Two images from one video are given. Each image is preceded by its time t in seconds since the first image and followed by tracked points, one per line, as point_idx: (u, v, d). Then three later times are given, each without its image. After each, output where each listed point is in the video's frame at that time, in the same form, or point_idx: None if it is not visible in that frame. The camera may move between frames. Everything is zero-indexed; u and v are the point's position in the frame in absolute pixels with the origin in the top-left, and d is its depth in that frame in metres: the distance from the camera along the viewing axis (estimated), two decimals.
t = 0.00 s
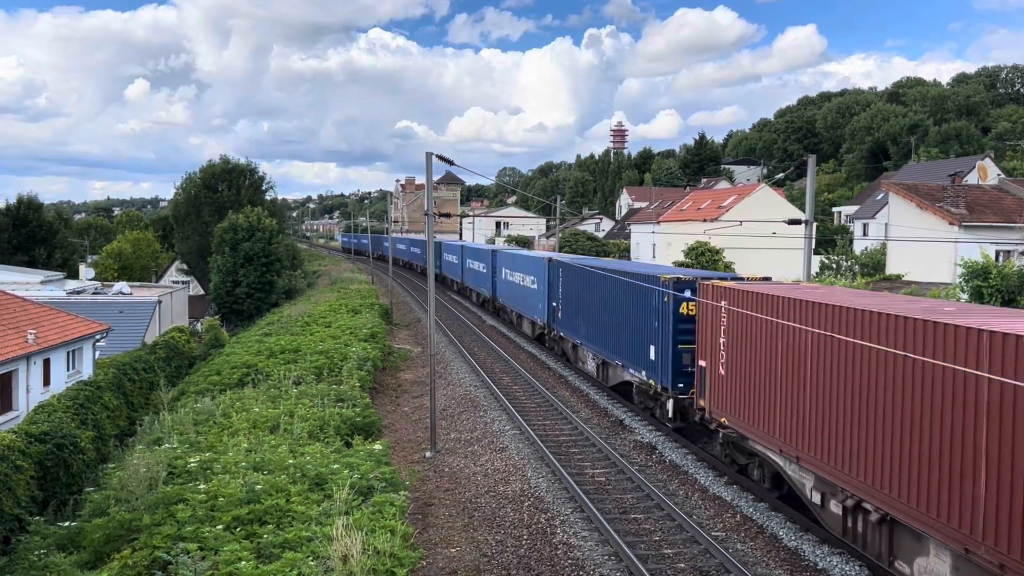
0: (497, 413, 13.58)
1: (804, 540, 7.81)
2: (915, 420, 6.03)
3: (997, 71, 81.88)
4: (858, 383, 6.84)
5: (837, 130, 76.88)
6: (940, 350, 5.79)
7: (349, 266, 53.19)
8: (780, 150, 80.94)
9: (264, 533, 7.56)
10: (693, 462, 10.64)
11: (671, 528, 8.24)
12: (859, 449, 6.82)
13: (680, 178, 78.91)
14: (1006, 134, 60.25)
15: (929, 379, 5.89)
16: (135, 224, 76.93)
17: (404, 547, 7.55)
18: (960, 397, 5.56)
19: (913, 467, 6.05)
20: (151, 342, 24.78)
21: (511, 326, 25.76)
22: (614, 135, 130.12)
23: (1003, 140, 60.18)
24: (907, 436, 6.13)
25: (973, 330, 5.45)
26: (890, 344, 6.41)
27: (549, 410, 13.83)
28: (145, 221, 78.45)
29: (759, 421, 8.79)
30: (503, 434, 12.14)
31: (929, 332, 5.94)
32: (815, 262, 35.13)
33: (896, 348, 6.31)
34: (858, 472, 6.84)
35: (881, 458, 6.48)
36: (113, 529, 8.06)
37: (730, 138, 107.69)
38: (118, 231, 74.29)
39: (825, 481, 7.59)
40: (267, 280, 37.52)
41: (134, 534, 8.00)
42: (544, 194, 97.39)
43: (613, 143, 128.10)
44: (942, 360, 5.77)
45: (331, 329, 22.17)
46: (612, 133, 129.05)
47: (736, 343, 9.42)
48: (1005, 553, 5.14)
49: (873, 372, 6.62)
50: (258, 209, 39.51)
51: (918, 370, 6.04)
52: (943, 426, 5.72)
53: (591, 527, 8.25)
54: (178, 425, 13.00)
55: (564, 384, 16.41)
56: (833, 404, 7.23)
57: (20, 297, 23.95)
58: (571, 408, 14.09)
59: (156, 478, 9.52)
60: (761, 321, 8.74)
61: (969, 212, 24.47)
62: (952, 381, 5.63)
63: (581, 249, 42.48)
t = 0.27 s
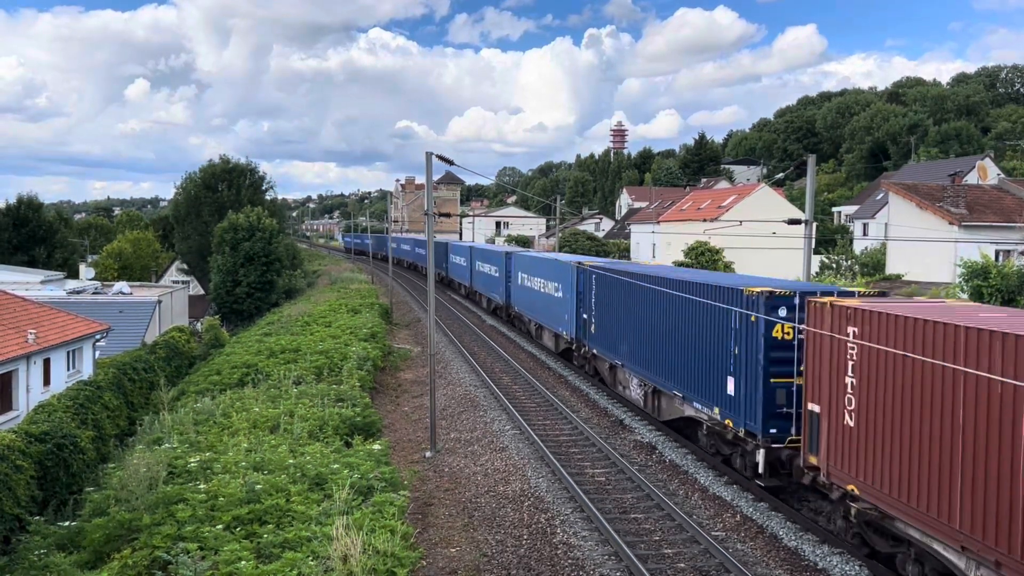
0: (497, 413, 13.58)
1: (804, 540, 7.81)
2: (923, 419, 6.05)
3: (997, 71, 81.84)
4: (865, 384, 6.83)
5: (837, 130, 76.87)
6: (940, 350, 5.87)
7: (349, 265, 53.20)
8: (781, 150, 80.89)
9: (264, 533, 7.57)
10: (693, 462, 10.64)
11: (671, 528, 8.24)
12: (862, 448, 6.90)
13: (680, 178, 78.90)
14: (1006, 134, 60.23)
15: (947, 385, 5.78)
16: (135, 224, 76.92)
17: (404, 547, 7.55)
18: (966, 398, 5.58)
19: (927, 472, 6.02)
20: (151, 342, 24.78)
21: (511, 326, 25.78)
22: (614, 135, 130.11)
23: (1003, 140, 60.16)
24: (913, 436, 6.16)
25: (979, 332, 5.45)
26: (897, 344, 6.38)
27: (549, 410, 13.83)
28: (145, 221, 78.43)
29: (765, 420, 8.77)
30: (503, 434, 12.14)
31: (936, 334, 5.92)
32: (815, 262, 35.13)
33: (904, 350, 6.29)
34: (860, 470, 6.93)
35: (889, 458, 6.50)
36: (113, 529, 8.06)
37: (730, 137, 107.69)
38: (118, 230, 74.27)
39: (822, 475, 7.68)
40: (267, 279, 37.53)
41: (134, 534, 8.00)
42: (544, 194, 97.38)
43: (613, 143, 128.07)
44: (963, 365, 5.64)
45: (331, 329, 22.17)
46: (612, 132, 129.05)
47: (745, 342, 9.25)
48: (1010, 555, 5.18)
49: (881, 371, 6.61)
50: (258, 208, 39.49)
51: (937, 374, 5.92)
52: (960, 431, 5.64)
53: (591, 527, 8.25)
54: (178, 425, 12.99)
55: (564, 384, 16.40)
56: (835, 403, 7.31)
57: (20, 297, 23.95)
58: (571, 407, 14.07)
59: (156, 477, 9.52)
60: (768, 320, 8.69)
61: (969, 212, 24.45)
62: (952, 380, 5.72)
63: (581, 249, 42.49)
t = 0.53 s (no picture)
0: (497, 412, 13.58)
1: (804, 540, 7.81)
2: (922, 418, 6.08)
3: (998, 71, 81.79)
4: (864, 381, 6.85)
5: (837, 130, 76.86)
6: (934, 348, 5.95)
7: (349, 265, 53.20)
8: (780, 150, 81.03)
9: (264, 533, 7.56)
10: (693, 462, 10.64)
11: (671, 527, 8.24)
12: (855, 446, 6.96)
13: (680, 178, 78.90)
14: (1006, 134, 60.20)
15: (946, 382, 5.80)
16: (135, 224, 76.90)
17: (404, 547, 7.55)
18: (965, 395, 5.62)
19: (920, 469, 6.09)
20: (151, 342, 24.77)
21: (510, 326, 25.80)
22: (614, 135, 130.09)
23: (1003, 140, 60.13)
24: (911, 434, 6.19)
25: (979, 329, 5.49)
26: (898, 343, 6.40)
27: (549, 410, 13.83)
28: (145, 221, 78.39)
29: (762, 419, 8.79)
30: (503, 434, 12.13)
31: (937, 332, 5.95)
32: (815, 262, 35.14)
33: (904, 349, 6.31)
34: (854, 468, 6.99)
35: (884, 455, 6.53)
36: (112, 529, 8.05)
37: (730, 137, 107.71)
38: (117, 230, 74.24)
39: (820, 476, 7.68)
40: (267, 279, 37.53)
41: (134, 534, 7.99)
42: (544, 194, 97.38)
43: (613, 143, 128.05)
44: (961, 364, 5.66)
45: (330, 328, 22.17)
46: (612, 132, 129.07)
47: (743, 343, 9.29)
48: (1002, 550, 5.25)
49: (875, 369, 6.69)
50: (258, 208, 39.48)
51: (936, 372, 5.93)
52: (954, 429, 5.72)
53: (591, 527, 8.25)
54: (177, 425, 12.98)
55: (564, 383, 16.40)
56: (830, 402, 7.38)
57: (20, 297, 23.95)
58: (571, 407, 14.07)
59: (156, 477, 9.52)
60: (767, 320, 8.71)
61: (969, 212, 24.44)
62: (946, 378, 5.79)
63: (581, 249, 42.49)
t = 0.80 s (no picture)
0: (497, 412, 13.58)
1: (804, 540, 7.81)
2: (923, 418, 6.12)
3: (998, 71, 81.75)
4: (866, 383, 6.89)
5: (837, 130, 76.85)
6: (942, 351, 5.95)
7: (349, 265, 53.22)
8: (780, 150, 81.07)
9: (264, 533, 7.57)
10: (693, 462, 10.64)
11: (671, 527, 8.24)
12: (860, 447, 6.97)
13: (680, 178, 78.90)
14: (1006, 134, 60.19)
15: (951, 383, 5.81)
16: (135, 224, 76.92)
17: (404, 547, 7.56)
18: (966, 395, 5.66)
19: (924, 471, 6.10)
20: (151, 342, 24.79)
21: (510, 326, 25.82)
22: (614, 135, 130.08)
23: (1003, 140, 60.11)
24: (913, 435, 6.23)
25: (981, 331, 5.53)
26: (901, 345, 6.44)
27: (549, 410, 13.83)
28: (145, 221, 78.39)
29: (762, 419, 8.82)
30: (503, 434, 12.13)
31: (940, 333, 6.00)
32: (815, 262, 35.15)
33: (907, 351, 6.35)
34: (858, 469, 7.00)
35: (886, 455, 6.56)
36: (112, 529, 8.05)
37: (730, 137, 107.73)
38: (118, 230, 74.25)
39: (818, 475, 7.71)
40: (267, 279, 37.54)
41: (134, 534, 7.99)
42: (544, 194, 97.40)
43: (613, 143, 128.05)
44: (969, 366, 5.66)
45: (330, 328, 22.18)
46: (612, 132, 129.09)
47: (742, 345, 9.33)
48: (1005, 551, 5.25)
49: (881, 370, 6.69)
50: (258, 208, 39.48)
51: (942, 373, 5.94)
52: (959, 430, 5.72)
53: (591, 527, 8.25)
54: (178, 425, 12.99)
55: (564, 383, 16.41)
56: (834, 403, 7.38)
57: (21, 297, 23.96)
58: (571, 407, 14.07)
59: (156, 478, 9.52)
60: (767, 322, 8.76)
61: (969, 212, 24.44)
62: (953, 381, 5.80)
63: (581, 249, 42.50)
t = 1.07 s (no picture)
0: (497, 412, 13.58)
1: (805, 540, 7.81)
2: (922, 418, 6.14)
3: (998, 71, 81.72)
4: (866, 382, 6.90)
5: (837, 130, 76.86)
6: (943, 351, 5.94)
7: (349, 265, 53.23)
8: (780, 150, 81.12)
9: (264, 533, 7.57)
10: (693, 462, 10.65)
11: (671, 528, 8.24)
12: (859, 446, 6.99)
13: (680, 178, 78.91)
14: (1006, 134, 60.18)
15: (953, 382, 5.81)
16: (135, 224, 76.90)
17: (404, 547, 7.55)
18: (969, 396, 5.66)
19: (925, 471, 6.11)
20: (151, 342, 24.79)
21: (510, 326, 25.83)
22: (614, 135, 130.10)
23: (1003, 140, 60.09)
24: (913, 435, 6.24)
25: (982, 332, 5.52)
26: (899, 344, 6.45)
27: (549, 410, 13.83)
28: (145, 221, 78.38)
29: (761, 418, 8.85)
30: (503, 434, 12.14)
31: (937, 333, 6.01)
32: (815, 262, 35.15)
33: (908, 350, 6.35)
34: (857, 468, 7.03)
35: (886, 455, 6.58)
36: (112, 529, 8.05)
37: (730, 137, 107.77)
38: (118, 230, 74.24)
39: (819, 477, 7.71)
40: (267, 279, 37.54)
41: (133, 535, 7.99)
42: (545, 194, 97.41)
43: (613, 143, 128.07)
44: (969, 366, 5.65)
45: (330, 328, 22.18)
46: (612, 132, 129.11)
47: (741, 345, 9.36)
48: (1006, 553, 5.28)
49: (881, 370, 6.69)
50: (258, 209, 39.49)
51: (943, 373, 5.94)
52: (960, 430, 5.73)
53: (591, 527, 8.25)
54: (177, 425, 12.99)
55: (564, 384, 16.42)
56: (834, 403, 7.38)
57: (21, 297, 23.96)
58: (571, 407, 14.08)
59: (156, 478, 9.52)
60: (765, 321, 8.79)
61: (969, 212, 24.44)
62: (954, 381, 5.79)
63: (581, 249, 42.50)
